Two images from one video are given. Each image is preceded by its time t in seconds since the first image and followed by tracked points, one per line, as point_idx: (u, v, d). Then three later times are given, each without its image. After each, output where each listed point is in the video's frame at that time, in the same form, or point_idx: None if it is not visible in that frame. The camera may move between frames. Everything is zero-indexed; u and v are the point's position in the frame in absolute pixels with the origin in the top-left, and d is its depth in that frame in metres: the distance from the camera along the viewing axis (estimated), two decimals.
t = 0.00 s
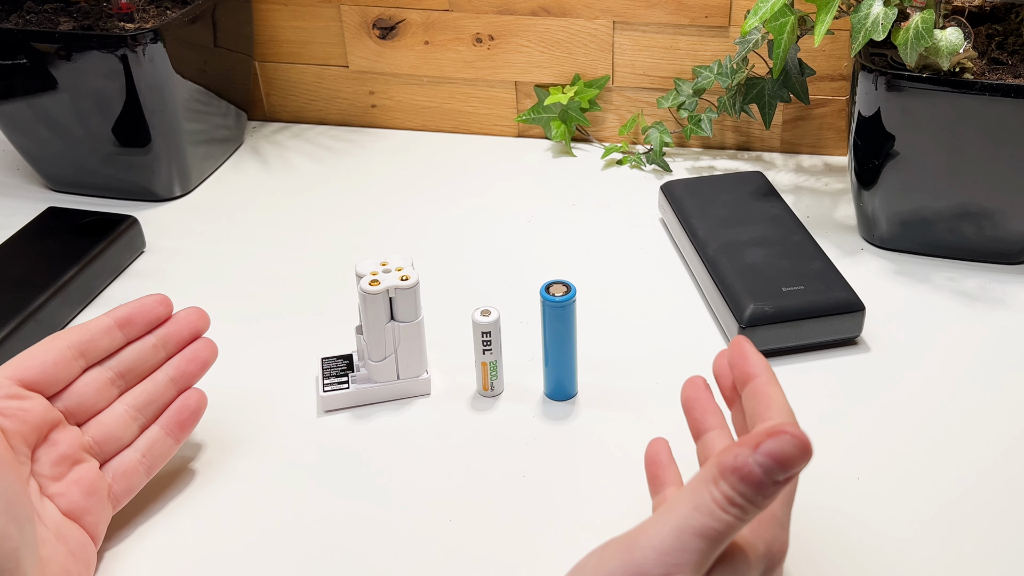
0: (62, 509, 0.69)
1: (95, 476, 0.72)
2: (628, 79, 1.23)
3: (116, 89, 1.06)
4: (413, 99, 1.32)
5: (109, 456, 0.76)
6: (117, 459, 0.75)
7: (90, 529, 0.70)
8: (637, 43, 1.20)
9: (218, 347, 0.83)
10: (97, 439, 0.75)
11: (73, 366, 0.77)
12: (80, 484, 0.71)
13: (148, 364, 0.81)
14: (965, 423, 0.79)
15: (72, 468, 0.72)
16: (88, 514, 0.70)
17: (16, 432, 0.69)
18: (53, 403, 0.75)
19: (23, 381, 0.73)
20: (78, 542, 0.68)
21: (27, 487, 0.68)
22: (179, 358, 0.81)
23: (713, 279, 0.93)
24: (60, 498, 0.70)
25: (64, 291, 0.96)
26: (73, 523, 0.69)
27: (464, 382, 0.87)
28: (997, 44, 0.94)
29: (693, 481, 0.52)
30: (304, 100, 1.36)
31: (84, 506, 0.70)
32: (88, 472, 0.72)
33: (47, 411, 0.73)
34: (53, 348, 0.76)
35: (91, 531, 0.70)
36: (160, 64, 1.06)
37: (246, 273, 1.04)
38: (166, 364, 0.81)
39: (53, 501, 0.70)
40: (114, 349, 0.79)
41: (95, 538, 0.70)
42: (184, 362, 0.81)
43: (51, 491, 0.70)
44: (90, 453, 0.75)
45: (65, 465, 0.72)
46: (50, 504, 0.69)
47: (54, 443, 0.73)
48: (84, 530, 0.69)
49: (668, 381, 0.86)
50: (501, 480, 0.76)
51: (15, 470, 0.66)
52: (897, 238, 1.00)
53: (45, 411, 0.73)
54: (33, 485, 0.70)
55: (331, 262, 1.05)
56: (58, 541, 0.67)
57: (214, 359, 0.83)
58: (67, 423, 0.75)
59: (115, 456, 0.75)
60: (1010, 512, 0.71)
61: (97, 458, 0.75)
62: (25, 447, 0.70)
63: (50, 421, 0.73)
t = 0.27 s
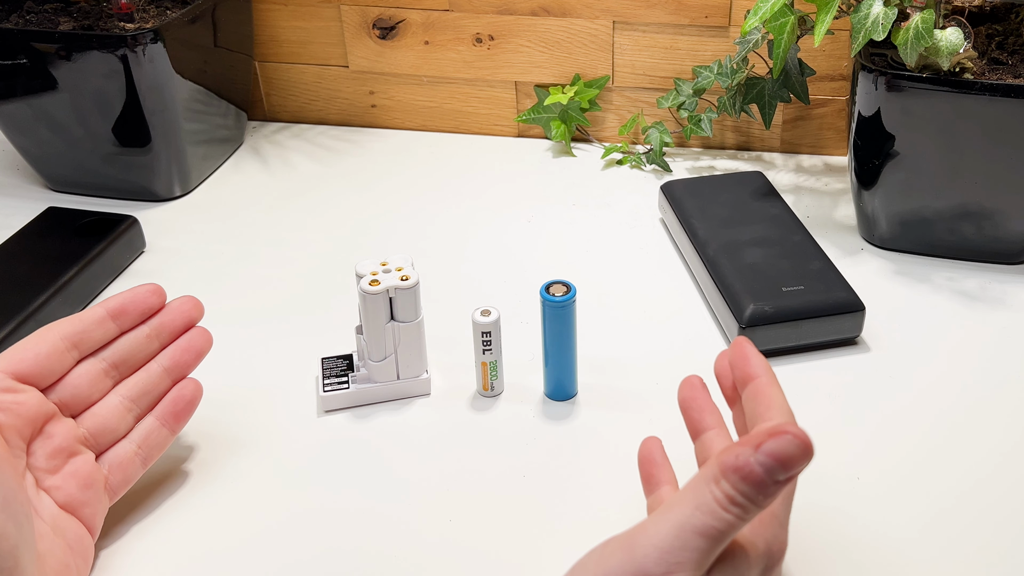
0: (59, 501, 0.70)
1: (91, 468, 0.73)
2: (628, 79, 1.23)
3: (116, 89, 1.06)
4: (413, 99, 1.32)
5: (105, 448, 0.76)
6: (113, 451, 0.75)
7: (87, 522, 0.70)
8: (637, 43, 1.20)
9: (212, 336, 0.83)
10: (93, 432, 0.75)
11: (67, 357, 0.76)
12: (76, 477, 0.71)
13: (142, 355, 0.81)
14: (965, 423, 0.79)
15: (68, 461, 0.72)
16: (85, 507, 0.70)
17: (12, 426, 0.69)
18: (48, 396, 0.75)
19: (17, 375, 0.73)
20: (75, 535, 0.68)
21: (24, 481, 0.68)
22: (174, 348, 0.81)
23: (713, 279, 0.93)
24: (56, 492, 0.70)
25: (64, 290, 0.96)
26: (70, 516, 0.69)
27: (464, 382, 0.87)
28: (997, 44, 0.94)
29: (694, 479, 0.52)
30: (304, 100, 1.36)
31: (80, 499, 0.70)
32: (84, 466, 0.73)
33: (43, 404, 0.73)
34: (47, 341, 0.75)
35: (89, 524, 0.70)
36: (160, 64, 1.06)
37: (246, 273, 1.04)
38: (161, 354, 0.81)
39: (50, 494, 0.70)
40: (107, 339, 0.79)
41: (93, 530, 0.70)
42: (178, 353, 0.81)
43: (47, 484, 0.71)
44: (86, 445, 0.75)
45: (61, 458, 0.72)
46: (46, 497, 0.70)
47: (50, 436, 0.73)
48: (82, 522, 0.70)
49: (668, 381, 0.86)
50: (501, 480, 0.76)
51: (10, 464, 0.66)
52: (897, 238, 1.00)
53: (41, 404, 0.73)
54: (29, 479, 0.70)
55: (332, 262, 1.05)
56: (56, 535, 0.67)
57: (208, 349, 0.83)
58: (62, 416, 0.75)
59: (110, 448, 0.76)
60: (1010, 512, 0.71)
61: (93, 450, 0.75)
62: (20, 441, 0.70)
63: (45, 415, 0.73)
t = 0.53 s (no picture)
0: (61, 502, 0.70)
1: (94, 468, 0.73)
2: (628, 79, 1.23)
3: (116, 90, 1.06)
4: (413, 99, 1.32)
5: (108, 448, 0.76)
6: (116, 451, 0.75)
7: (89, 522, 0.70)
8: (637, 43, 1.20)
9: (217, 337, 0.83)
10: (96, 433, 0.75)
11: (70, 358, 0.77)
12: (79, 478, 0.71)
13: (147, 355, 0.81)
14: (965, 423, 0.79)
15: (71, 461, 0.72)
16: (87, 508, 0.70)
17: (14, 425, 0.69)
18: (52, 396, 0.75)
19: (20, 374, 0.73)
20: (77, 535, 0.68)
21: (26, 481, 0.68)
22: (178, 348, 0.81)
23: (713, 279, 0.93)
24: (58, 491, 0.70)
25: (64, 290, 0.96)
26: (72, 516, 0.69)
27: (464, 382, 0.87)
28: (997, 44, 0.94)
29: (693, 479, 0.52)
30: (304, 100, 1.36)
31: (83, 499, 0.70)
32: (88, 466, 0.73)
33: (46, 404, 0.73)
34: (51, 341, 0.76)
35: (91, 524, 0.70)
36: (160, 64, 1.06)
37: (246, 273, 1.04)
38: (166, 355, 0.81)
39: (52, 494, 0.70)
40: (112, 340, 0.79)
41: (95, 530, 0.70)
42: (183, 353, 0.81)
43: (49, 484, 0.71)
44: (89, 445, 0.75)
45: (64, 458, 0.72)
46: (49, 496, 0.70)
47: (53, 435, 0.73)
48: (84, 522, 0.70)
49: (668, 381, 0.86)
50: (501, 479, 0.76)
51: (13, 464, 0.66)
52: (897, 238, 1.00)
53: (44, 404, 0.73)
54: (32, 478, 0.70)
55: (332, 262, 1.05)
56: (58, 535, 0.67)
57: (213, 349, 0.82)
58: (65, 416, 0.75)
59: (114, 448, 0.76)
60: (1010, 512, 0.71)
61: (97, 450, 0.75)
62: (23, 441, 0.70)
63: (48, 415, 0.73)
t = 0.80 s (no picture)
0: (68, 501, 0.70)
1: (102, 469, 0.73)
2: (627, 79, 1.23)
3: (116, 90, 1.06)
4: (413, 99, 1.32)
5: (117, 447, 0.76)
6: (126, 451, 0.75)
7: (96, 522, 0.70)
8: (637, 43, 1.20)
9: (231, 337, 0.82)
10: (104, 433, 0.75)
11: (80, 356, 0.76)
12: (86, 478, 0.71)
13: (158, 354, 0.80)
14: (964, 422, 0.79)
15: (79, 460, 0.73)
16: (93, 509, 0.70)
17: (21, 424, 0.70)
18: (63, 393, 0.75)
19: (28, 372, 0.73)
20: (83, 536, 0.68)
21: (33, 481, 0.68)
22: (190, 347, 0.81)
23: (713, 279, 0.93)
24: (66, 492, 0.70)
25: (65, 290, 0.96)
26: (79, 516, 0.70)
27: (464, 382, 0.87)
28: (997, 44, 0.94)
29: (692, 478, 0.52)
30: (304, 100, 1.36)
31: (89, 500, 0.71)
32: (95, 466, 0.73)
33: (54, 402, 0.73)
34: (61, 338, 0.75)
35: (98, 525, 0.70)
36: (160, 64, 1.06)
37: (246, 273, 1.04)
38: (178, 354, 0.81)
39: (60, 493, 0.70)
40: (122, 338, 0.79)
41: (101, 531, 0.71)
42: (195, 352, 0.80)
43: (57, 483, 0.71)
44: (98, 444, 0.75)
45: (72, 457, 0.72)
46: (56, 496, 0.70)
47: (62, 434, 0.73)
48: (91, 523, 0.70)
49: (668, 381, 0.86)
50: (501, 479, 0.76)
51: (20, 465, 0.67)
52: (897, 238, 1.00)
53: (52, 404, 0.73)
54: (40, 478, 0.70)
55: (331, 262, 1.05)
56: (64, 536, 0.67)
57: (225, 349, 0.82)
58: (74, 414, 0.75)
59: (123, 448, 0.76)
60: (1010, 512, 0.71)
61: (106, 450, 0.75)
62: (30, 441, 0.70)
63: (57, 413, 0.73)
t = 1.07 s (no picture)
0: (64, 483, 0.70)
1: (97, 447, 0.73)
2: (628, 79, 1.23)
3: (116, 90, 1.06)
4: (414, 99, 1.32)
5: (113, 420, 0.76)
6: (123, 422, 0.75)
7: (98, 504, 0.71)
8: (637, 43, 1.20)
9: (223, 299, 0.79)
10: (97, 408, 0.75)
11: (63, 333, 0.73)
12: (82, 458, 0.71)
13: (147, 321, 0.77)
14: (964, 422, 0.79)
15: (74, 440, 0.72)
16: (94, 490, 0.71)
17: (9, 415, 0.68)
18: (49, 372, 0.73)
19: (11, 356, 0.71)
20: (82, 520, 0.69)
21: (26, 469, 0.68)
22: (180, 314, 0.77)
23: (712, 279, 0.93)
24: (62, 474, 0.71)
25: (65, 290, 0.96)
26: (77, 499, 0.70)
27: (464, 382, 0.87)
28: (997, 44, 0.94)
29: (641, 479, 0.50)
30: (304, 100, 1.36)
31: (87, 481, 0.71)
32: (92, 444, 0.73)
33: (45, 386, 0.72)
34: (37, 316, 0.72)
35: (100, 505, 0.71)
36: (160, 64, 1.06)
37: (246, 273, 1.04)
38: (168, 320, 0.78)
39: (56, 475, 0.71)
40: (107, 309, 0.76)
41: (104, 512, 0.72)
42: (186, 319, 0.78)
43: (53, 464, 0.71)
44: (91, 418, 0.74)
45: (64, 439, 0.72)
46: (53, 478, 0.70)
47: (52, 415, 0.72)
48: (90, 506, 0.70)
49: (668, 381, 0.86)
50: (501, 479, 0.76)
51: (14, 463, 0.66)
52: (898, 238, 1.00)
53: (41, 387, 0.71)
54: (33, 461, 0.70)
55: (331, 262, 1.05)
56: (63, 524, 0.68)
57: (219, 309, 0.79)
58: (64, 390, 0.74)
59: (119, 420, 0.76)
60: (1010, 512, 0.71)
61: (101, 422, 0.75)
62: (19, 429, 0.69)
63: (45, 395, 0.72)
